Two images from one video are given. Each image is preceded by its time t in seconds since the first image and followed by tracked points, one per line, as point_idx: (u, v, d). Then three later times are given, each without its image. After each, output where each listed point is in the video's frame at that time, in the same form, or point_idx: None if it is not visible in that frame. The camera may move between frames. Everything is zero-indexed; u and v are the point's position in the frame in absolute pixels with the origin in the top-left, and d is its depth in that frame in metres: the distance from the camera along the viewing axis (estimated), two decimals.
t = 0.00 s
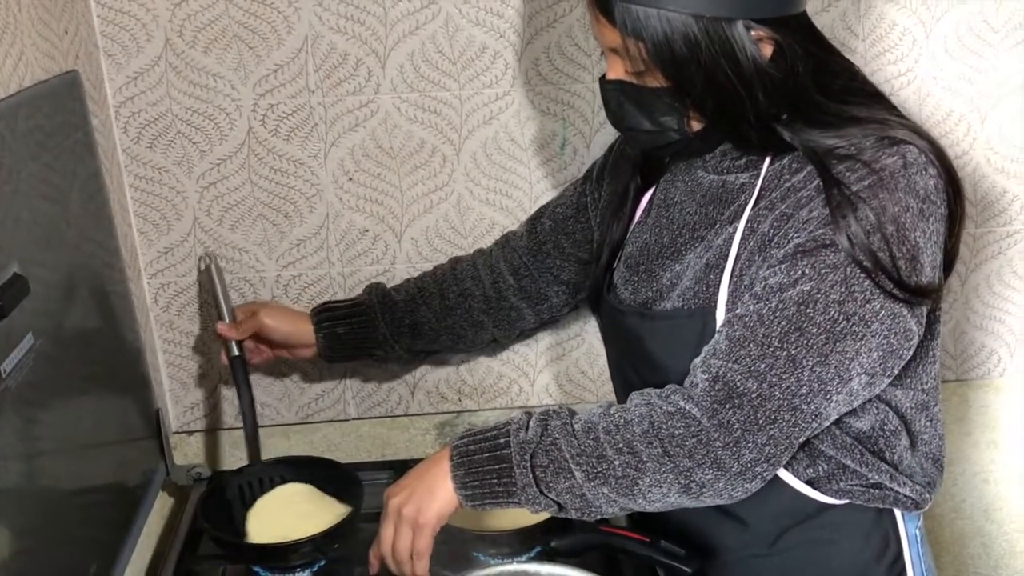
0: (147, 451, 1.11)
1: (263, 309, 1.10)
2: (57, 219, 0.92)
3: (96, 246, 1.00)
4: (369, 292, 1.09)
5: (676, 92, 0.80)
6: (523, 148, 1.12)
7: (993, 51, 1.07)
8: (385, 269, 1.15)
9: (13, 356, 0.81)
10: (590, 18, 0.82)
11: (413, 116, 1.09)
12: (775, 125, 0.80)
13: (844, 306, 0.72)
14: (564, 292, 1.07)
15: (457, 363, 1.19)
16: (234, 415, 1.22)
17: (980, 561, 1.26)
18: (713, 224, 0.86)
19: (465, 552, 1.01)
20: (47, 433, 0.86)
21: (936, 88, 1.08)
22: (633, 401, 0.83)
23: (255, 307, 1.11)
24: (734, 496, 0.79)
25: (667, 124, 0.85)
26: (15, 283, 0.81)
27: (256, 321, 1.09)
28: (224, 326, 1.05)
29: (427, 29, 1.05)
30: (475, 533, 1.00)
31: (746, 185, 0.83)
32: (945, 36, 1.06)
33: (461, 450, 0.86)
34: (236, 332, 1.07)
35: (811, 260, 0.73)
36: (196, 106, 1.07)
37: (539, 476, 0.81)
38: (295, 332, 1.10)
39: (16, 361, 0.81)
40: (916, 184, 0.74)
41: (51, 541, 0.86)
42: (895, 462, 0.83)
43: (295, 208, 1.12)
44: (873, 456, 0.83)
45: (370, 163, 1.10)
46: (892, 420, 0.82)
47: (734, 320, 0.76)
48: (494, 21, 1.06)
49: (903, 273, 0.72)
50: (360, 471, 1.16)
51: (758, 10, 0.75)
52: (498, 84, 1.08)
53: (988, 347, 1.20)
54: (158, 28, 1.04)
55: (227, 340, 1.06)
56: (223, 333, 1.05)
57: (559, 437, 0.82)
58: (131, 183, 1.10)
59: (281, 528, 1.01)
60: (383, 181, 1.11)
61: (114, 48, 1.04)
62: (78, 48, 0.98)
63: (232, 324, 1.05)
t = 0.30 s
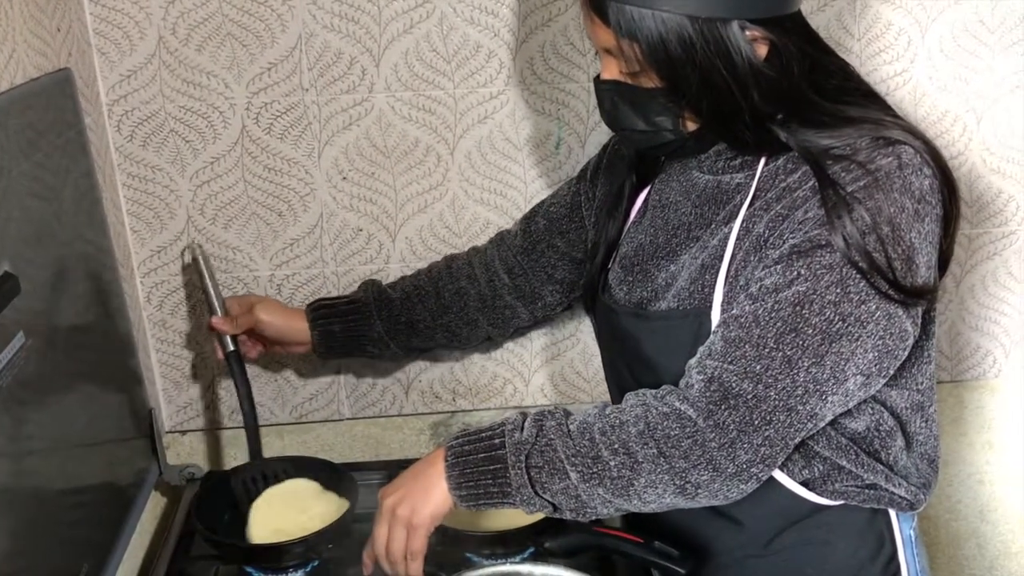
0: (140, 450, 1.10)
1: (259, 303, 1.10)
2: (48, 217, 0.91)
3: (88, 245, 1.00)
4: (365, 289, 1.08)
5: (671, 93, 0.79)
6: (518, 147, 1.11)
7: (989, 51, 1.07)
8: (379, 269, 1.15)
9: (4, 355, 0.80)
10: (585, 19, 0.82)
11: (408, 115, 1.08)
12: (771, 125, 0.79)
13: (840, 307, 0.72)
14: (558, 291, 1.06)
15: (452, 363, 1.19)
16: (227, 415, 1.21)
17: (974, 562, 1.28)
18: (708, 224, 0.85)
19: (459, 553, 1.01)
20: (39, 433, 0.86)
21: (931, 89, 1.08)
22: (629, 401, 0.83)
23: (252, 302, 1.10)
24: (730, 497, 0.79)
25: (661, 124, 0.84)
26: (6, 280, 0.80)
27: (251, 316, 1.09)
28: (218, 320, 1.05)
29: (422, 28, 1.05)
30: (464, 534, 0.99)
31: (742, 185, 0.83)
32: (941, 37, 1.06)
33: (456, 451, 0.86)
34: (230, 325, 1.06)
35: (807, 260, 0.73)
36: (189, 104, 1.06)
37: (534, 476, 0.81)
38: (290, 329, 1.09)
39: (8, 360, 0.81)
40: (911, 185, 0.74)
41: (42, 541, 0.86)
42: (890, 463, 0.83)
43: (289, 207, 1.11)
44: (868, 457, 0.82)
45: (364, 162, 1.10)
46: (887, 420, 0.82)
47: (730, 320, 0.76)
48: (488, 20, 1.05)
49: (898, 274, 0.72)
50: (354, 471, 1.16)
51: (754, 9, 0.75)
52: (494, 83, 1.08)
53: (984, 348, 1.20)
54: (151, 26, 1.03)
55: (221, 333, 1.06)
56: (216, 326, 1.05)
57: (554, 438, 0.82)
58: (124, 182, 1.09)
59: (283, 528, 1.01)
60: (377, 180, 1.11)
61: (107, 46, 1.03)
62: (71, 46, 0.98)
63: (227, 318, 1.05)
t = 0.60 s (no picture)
0: (140, 450, 1.10)
1: (251, 316, 1.10)
2: (49, 217, 0.92)
3: (88, 245, 1.00)
4: (358, 297, 1.08)
5: (678, 92, 0.80)
6: (518, 148, 1.11)
7: (988, 54, 1.07)
8: (379, 269, 1.15)
9: (4, 355, 0.80)
10: (591, 18, 0.82)
11: (408, 116, 1.08)
12: (774, 126, 0.80)
13: (841, 307, 0.72)
14: (555, 294, 1.06)
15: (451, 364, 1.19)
16: (227, 415, 1.21)
17: (972, 562, 1.29)
18: (709, 225, 0.86)
19: (458, 553, 1.01)
20: (39, 432, 0.86)
21: (930, 91, 1.09)
22: (630, 401, 0.83)
23: (246, 313, 1.10)
24: (731, 497, 0.79)
25: (668, 124, 0.85)
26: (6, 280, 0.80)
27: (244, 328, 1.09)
28: (210, 332, 1.05)
29: (422, 29, 1.05)
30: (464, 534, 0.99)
31: (743, 186, 0.83)
32: (940, 39, 1.07)
33: (458, 451, 0.86)
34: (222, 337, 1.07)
35: (809, 261, 0.73)
36: (189, 105, 1.06)
37: (535, 476, 0.81)
38: (283, 339, 1.09)
39: (8, 359, 0.81)
40: (913, 186, 0.74)
41: (42, 540, 0.86)
42: (890, 463, 0.84)
43: (289, 207, 1.11)
44: (868, 456, 0.83)
45: (364, 163, 1.10)
46: (887, 421, 0.82)
47: (731, 320, 0.76)
48: (489, 21, 1.05)
49: (900, 274, 0.73)
50: (354, 471, 1.16)
51: (755, 11, 0.75)
52: (494, 85, 1.08)
53: (982, 349, 1.20)
54: (152, 27, 1.03)
55: (213, 345, 1.06)
56: (209, 338, 1.05)
57: (555, 438, 0.82)
58: (123, 182, 1.09)
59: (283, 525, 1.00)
60: (377, 181, 1.11)
61: (108, 46, 1.04)
62: (71, 47, 0.98)
63: (218, 329, 1.05)
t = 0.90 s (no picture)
0: (137, 450, 1.10)
1: (258, 318, 1.10)
2: (47, 218, 0.92)
3: (86, 246, 1.00)
4: (362, 304, 1.08)
5: (674, 96, 0.80)
6: (516, 150, 1.11)
7: (985, 57, 1.07)
8: (376, 270, 1.15)
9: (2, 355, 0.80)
10: (589, 20, 0.82)
11: (406, 118, 1.08)
12: (769, 130, 0.80)
13: (837, 310, 0.73)
14: (556, 300, 1.06)
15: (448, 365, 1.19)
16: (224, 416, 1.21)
17: (966, 564, 1.30)
18: (705, 227, 0.86)
19: (455, 555, 1.01)
20: (37, 433, 0.86)
21: (927, 94, 1.09)
22: (627, 404, 0.83)
23: (251, 314, 1.10)
24: (727, 499, 0.79)
25: (664, 127, 0.86)
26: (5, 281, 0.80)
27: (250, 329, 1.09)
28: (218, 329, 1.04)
29: (420, 31, 1.05)
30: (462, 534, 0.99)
31: (738, 189, 0.84)
32: (936, 42, 1.07)
33: (455, 453, 0.86)
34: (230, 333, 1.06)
35: (805, 264, 0.73)
36: (187, 106, 1.07)
37: (533, 479, 0.82)
38: (287, 343, 1.10)
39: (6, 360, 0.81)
40: (908, 189, 0.75)
41: (40, 540, 0.86)
42: (886, 465, 0.84)
43: (286, 209, 1.11)
44: (864, 459, 0.83)
45: (362, 164, 1.10)
46: (882, 423, 0.83)
47: (728, 323, 0.76)
48: (487, 24, 1.06)
49: (895, 277, 0.73)
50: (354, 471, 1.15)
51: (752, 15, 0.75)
52: (491, 87, 1.08)
53: (977, 352, 1.20)
54: (150, 28, 1.04)
55: (220, 340, 1.05)
56: (217, 334, 1.04)
57: (553, 441, 0.82)
58: (122, 184, 1.09)
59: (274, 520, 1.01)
60: (375, 182, 1.11)
61: (106, 48, 1.04)
62: (69, 48, 0.98)
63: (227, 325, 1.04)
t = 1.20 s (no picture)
0: (132, 453, 1.09)
1: (244, 321, 1.09)
2: (41, 219, 0.91)
3: (81, 247, 0.99)
4: (351, 303, 1.07)
5: (676, 96, 0.80)
6: (515, 152, 1.10)
7: (986, 60, 1.07)
8: (374, 273, 1.14)
9: None
10: (590, 20, 0.82)
11: (404, 119, 1.08)
12: (771, 133, 0.80)
13: (839, 315, 0.72)
14: (549, 300, 1.06)
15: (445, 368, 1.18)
16: (220, 419, 1.20)
17: (966, 569, 1.30)
18: (705, 231, 0.85)
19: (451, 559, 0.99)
20: (31, 436, 0.85)
21: (928, 97, 1.08)
22: (626, 409, 0.83)
23: (238, 319, 1.10)
24: (727, 505, 0.79)
25: (665, 129, 0.85)
26: None
27: (236, 334, 1.08)
28: (201, 334, 1.03)
29: (419, 32, 1.04)
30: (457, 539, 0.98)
31: (740, 192, 0.83)
32: (937, 46, 1.06)
33: (453, 458, 0.85)
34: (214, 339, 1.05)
35: (807, 268, 0.73)
36: (184, 107, 1.06)
37: (531, 484, 0.81)
38: (275, 344, 1.09)
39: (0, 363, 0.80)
40: (910, 194, 0.74)
41: (34, 543, 0.85)
42: (886, 471, 0.83)
43: (283, 210, 1.10)
44: (865, 465, 0.83)
45: (359, 166, 1.09)
46: (883, 429, 0.82)
47: (729, 328, 0.76)
48: (485, 25, 1.05)
49: (897, 282, 0.73)
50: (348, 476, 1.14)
51: (753, 16, 0.75)
52: (490, 88, 1.07)
53: (976, 355, 1.19)
54: (147, 28, 1.03)
55: (204, 347, 1.05)
56: (201, 340, 1.04)
57: (551, 446, 0.81)
58: (117, 184, 1.09)
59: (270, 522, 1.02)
60: (372, 184, 1.10)
61: (102, 48, 1.03)
62: (65, 48, 0.97)
63: (210, 330, 1.04)
